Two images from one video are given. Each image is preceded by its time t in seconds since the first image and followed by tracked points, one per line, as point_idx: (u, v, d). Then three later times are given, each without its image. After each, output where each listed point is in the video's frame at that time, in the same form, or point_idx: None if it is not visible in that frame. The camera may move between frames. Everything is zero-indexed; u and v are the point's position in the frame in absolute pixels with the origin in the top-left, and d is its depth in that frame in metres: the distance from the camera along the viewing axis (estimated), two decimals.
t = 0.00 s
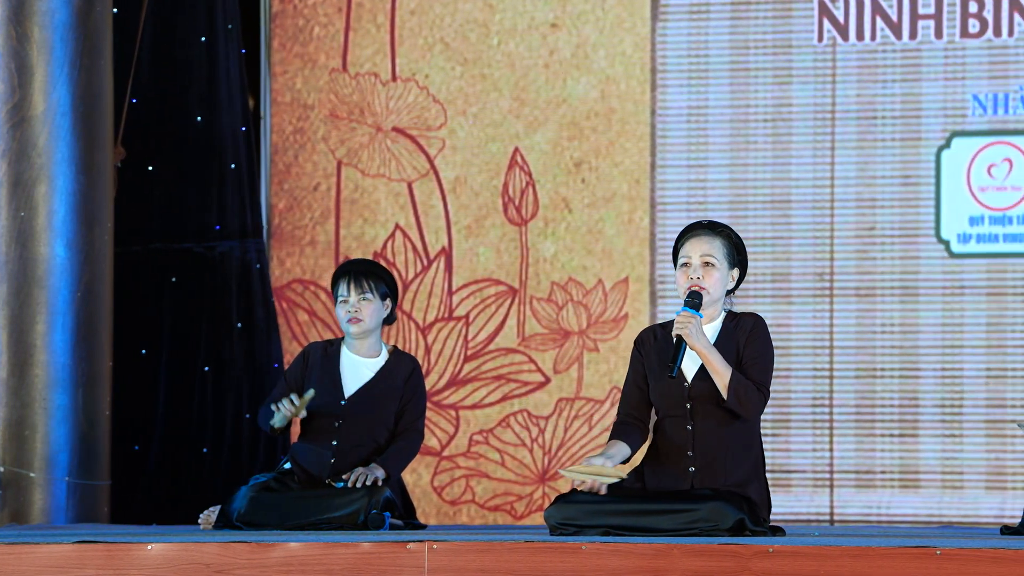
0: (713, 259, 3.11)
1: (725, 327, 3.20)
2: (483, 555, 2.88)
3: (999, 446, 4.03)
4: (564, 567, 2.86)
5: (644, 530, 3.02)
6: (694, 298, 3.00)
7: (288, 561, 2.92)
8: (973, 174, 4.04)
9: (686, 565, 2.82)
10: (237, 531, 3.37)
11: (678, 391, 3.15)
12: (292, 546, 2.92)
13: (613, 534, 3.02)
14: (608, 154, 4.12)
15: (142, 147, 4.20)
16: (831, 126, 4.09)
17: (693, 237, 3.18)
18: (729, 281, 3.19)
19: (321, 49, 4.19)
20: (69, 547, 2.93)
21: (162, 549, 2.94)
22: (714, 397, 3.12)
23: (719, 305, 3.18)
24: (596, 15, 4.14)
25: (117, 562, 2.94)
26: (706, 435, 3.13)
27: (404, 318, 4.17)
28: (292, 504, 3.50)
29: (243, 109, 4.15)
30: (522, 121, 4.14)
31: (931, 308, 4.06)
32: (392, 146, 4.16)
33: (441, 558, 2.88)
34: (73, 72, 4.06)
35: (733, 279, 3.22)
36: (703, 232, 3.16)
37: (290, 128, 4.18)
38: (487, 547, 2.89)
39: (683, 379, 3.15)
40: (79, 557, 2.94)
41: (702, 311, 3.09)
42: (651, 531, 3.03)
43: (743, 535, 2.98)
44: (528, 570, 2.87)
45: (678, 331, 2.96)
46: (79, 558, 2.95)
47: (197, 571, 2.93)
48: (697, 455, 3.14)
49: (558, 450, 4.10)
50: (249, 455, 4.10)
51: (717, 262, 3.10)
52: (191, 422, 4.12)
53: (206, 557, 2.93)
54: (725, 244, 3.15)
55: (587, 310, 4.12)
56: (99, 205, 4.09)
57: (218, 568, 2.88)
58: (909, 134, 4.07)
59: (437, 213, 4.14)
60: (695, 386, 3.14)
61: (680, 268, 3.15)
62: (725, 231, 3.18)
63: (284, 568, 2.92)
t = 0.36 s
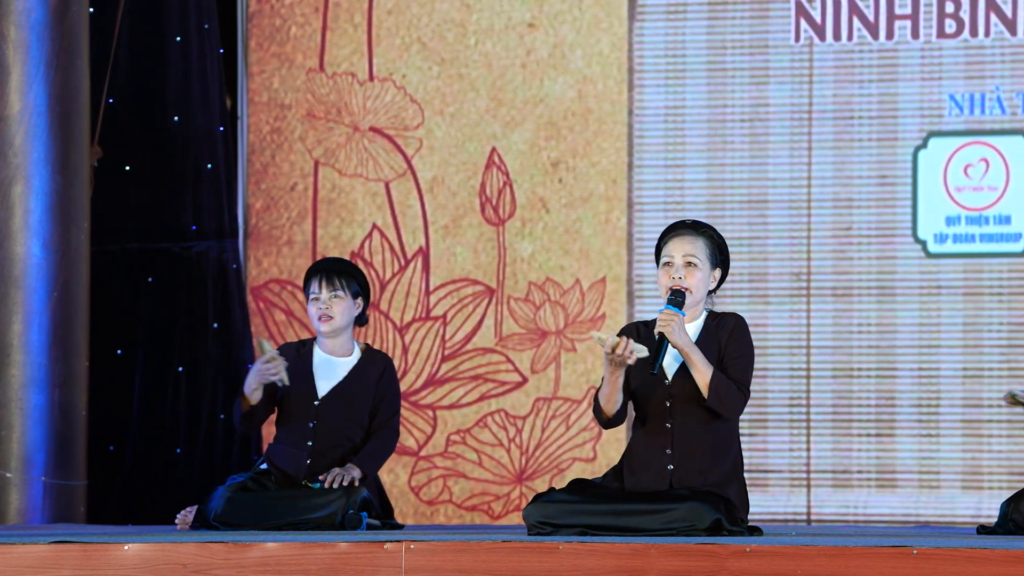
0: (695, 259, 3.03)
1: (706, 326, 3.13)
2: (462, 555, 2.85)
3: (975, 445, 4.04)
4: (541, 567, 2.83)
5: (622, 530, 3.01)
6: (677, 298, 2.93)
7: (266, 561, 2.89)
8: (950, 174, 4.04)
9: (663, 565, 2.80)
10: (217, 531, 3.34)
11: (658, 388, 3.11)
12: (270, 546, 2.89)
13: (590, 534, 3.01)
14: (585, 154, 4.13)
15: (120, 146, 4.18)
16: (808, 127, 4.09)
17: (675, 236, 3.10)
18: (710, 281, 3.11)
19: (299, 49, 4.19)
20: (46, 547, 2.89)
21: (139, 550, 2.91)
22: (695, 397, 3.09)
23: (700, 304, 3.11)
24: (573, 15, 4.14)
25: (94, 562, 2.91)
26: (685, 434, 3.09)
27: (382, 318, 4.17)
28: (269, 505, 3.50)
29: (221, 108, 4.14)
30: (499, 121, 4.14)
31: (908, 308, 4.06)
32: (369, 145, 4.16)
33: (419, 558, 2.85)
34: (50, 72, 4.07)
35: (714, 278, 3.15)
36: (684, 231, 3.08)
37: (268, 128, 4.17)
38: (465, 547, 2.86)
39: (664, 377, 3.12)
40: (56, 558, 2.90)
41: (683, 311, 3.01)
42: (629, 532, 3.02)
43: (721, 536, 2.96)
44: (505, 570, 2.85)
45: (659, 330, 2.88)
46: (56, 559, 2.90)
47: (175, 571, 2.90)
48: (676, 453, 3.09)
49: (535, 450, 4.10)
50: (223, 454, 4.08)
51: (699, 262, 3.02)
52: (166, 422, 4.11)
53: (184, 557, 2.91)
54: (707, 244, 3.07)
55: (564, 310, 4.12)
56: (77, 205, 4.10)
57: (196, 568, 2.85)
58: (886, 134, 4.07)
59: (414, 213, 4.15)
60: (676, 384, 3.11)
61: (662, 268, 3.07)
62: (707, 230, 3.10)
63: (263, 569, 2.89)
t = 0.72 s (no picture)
0: (660, 259, 3.03)
1: (673, 326, 3.14)
2: (442, 555, 2.83)
3: (953, 445, 4.04)
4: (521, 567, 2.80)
5: (600, 530, 2.98)
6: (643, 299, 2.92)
7: (245, 561, 2.88)
8: (928, 174, 4.05)
9: (642, 566, 2.75)
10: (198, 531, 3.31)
11: (626, 391, 3.10)
12: (249, 547, 2.88)
13: (569, 534, 2.98)
14: (565, 154, 4.13)
15: (99, 147, 4.18)
16: (787, 127, 4.10)
17: (639, 238, 3.11)
18: (676, 282, 3.12)
19: (278, 49, 4.20)
20: (23, 548, 2.89)
21: (118, 550, 2.89)
22: (663, 396, 3.08)
23: (666, 305, 3.12)
24: (552, 15, 4.15)
25: (72, 562, 2.90)
26: (658, 435, 3.08)
27: (361, 317, 4.18)
28: (248, 505, 3.46)
29: (194, 108, 4.13)
30: (478, 121, 4.14)
31: (887, 308, 4.06)
32: (349, 145, 4.17)
33: (399, 559, 2.83)
34: (28, 71, 4.04)
35: (680, 279, 3.16)
36: (649, 232, 3.09)
37: (246, 128, 4.20)
38: (446, 547, 2.84)
39: (631, 379, 3.11)
40: (33, 558, 2.90)
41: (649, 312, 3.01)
42: (607, 531, 2.98)
43: (699, 535, 2.95)
44: (485, 570, 2.82)
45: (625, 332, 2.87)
46: (34, 559, 2.90)
47: (154, 571, 2.89)
48: (649, 455, 3.09)
49: (514, 450, 4.10)
50: (196, 454, 4.09)
51: (664, 262, 3.03)
52: (141, 422, 4.11)
53: (163, 557, 2.89)
54: (672, 245, 3.08)
55: (543, 310, 4.12)
56: (56, 206, 4.08)
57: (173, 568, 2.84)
58: (865, 134, 4.08)
59: (393, 213, 4.15)
60: (644, 385, 3.09)
61: (627, 269, 3.08)
62: (671, 231, 3.11)
63: (241, 569, 2.88)
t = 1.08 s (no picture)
0: (639, 260, 3.03)
1: (652, 327, 3.14)
2: (424, 555, 2.83)
3: (935, 444, 4.04)
4: (503, 567, 2.79)
5: (582, 529, 2.96)
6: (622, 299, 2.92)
7: (227, 561, 2.87)
8: (910, 174, 4.05)
9: (624, 565, 2.75)
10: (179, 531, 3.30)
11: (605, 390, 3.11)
12: (231, 546, 2.87)
13: (551, 534, 2.96)
14: (546, 154, 4.13)
15: (78, 147, 4.16)
16: (769, 127, 4.10)
17: (618, 238, 3.10)
18: (655, 282, 3.12)
19: (259, 48, 4.20)
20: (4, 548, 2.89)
21: (100, 550, 2.89)
22: (642, 395, 3.07)
23: (645, 305, 3.12)
24: (534, 15, 4.15)
25: (53, 562, 2.90)
26: (637, 433, 3.06)
27: (343, 318, 4.17)
28: (228, 504, 3.46)
29: (169, 107, 4.11)
30: (460, 121, 4.14)
31: (869, 307, 4.07)
32: (331, 145, 4.17)
33: (380, 559, 2.83)
34: (11, 72, 4.13)
35: (659, 278, 3.16)
36: (628, 232, 3.09)
37: (228, 128, 4.19)
38: (428, 547, 2.84)
39: (610, 379, 3.11)
40: (15, 558, 2.91)
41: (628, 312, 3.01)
42: (589, 531, 2.96)
43: (682, 534, 2.94)
44: (467, 570, 2.81)
45: (602, 331, 2.86)
46: (15, 560, 2.91)
47: (135, 571, 2.89)
48: (629, 454, 3.07)
49: (496, 450, 4.10)
50: (171, 453, 4.09)
51: (643, 262, 3.02)
52: (118, 423, 4.10)
53: (144, 557, 2.89)
54: (651, 245, 3.08)
55: (525, 310, 4.12)
56: (37, 207, 4.13)
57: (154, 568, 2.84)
58: (847, 134, 4.08)
59: (375, 212, 4.15)
60: (623, 384, 3.10)
61: (606, 269, 3.07)
62: (650, 231, 3.11)
63: (223, 569, 2.87)
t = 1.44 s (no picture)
0: (628, 259, 3.03)
1: (641, 326, 3.14)
2: (406, 555, 2.82)
3: (917, 444, 4.04)
4: (485, 567, 2.78)
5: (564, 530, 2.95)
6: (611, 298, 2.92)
7: (209, 561, 2.87)
8: (892, 174, 4.05)
9: (606, 565, 2.74)
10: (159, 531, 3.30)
11: (594, 390, 3.09)
12: (213, 546, 2.87)
13: (532, 534, 2.95)
14: (528, 154, 4.13)
15: (60, 147, 4.19)
16: (751, 127, 4.10)
17: (605, 238, 3.10)
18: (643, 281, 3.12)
19: (241, 48, 4.19)
20: None
21: (82, 550, 2.89)
22: (630, 395, 3.06)
23: (634, 305, 3.12)
24: (516, 15, 4.15)
25: (35, 561, 2.90)
26: (624, 433, 3.06)
27: (326, 318, 4.17)
28: (211, 504, 3.44)
29: (140, 107, 4.15)
30: (442, 121, 4.15)
31: (851, 307, 4.07)
32: (312, 145, 4.17)
33: (362, 559, 2.83)
34: None
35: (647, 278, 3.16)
36: (615, 232, 3.09)
37: (210, 127, 4.19)
38: (410, 547, 2.83)
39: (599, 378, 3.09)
40: None
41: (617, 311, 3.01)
42: (571, 531, 2.96)
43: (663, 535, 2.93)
44: (448, 570, 2.81)
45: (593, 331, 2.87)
46: None
47: (117, 571, 2.88)
48: (614, 454, 3.07)
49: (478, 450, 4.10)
50: (145, 454, 4.15)
51: (632, 261, 3.02)
52: (95, 423, 4.15)
53: (127, 558, 2.89)
54: (638, 244, 3.08)
55: (507, 310, 4.12)
56: (18, 205, 4.08)
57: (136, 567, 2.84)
58: (828, 134, 4.08)
59: (358, 212, 4.15)
60: (611, 384, 3.08)
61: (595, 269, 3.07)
62: (636, 230, 3.11)
63: (205, 569, 2.87)
